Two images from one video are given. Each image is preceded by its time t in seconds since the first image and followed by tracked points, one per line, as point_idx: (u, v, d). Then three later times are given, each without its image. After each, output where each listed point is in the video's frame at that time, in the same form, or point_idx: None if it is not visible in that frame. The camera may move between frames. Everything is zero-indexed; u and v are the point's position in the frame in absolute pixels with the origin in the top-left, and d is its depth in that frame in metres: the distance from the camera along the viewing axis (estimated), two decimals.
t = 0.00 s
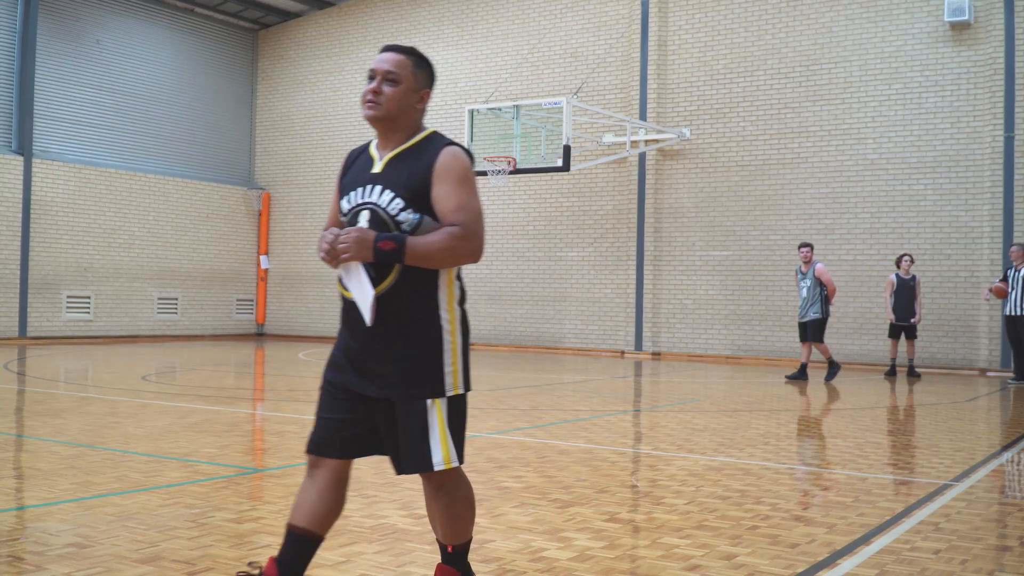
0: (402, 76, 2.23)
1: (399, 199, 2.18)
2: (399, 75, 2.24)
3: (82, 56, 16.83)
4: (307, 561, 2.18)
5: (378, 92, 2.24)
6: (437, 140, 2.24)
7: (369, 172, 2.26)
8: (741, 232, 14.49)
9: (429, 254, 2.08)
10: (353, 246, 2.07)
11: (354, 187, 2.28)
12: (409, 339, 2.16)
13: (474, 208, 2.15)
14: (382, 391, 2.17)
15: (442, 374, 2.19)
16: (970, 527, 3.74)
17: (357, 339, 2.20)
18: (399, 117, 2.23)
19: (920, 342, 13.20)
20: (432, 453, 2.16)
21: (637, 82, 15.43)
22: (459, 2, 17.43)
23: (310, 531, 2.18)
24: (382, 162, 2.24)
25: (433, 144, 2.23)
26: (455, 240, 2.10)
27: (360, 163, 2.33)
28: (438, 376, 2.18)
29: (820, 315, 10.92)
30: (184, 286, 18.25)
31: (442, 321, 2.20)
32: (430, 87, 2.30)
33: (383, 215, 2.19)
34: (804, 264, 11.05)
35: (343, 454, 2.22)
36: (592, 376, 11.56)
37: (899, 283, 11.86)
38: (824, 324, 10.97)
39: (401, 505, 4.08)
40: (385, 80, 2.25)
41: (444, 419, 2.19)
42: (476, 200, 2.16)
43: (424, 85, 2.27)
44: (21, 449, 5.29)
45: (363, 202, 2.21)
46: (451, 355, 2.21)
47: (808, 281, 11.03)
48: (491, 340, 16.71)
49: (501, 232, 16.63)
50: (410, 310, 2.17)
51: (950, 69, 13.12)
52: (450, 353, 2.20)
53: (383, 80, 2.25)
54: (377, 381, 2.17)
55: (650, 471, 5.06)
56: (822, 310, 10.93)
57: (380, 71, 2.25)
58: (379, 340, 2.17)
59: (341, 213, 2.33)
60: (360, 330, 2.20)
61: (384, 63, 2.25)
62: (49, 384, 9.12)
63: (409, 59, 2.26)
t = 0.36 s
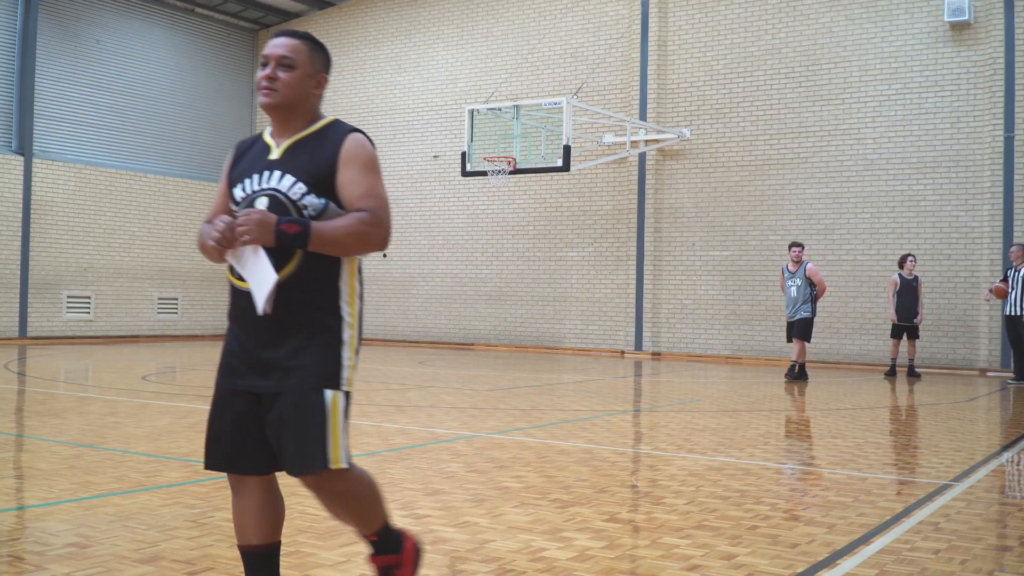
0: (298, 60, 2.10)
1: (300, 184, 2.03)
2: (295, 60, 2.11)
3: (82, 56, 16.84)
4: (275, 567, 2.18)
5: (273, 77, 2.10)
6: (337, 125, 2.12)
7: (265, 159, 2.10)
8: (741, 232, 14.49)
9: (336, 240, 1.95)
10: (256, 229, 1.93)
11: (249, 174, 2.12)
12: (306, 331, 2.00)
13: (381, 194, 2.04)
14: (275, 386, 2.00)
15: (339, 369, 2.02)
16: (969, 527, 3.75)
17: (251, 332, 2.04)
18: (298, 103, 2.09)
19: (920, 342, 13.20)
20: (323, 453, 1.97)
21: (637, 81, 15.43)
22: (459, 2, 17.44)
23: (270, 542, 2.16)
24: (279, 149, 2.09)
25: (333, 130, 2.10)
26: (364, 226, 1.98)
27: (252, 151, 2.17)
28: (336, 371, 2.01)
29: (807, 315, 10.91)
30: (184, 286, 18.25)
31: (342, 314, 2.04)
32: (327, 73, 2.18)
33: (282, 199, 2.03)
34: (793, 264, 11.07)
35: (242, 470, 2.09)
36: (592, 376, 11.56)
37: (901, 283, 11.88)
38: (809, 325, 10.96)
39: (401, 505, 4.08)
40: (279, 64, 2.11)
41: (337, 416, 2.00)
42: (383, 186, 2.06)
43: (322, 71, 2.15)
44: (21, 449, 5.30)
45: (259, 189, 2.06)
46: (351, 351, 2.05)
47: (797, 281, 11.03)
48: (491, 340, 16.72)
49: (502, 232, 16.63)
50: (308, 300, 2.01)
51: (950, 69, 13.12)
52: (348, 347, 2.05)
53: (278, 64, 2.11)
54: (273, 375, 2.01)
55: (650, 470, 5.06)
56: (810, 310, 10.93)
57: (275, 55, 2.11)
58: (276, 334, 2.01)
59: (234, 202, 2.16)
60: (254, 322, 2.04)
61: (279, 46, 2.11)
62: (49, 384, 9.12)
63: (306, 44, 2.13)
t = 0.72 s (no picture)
0: (216, 44, 1.95)
1: (219, 176, 1.88)
2: (212, 44, 1.96)
3: (83, 56, 16.84)
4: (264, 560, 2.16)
5: (189, 63, 1.94)
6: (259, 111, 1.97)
7: (182, 151, 1.95)
8: (742, 231, 14.49)
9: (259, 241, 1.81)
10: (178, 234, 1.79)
11: (164, 167, 1.96)
12: (223, 332, 1.84)
13: (309, 184, 1.90)
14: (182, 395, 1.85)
15: (254, 375, 1.86)
16: (970, 527, 3.74)
17: (165, 337, 1.89)
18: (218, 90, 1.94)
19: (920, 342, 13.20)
20: (209, 470, 1.83)
21: (637, 81, 15.43)
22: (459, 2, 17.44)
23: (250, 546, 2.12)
24: (197, 139, 1.94)
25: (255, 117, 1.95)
26: (292, 221, 1.83)
27: (168, 142, 2.01)
28: (252, 377, 1.86)
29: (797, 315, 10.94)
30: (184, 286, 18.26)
31: (263, 317, 1.88)
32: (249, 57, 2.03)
33: (200, 194, 1.88)
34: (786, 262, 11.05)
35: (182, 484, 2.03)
36: (592, 376, 11.56)
37: (908, 284, 11.87)
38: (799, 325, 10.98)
39: (401, 505, 4.08)
40: (196, 48, 1.96)
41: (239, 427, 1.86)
42: (311, 174, 1.92)
43: (243, 55, 2.00)
44: (21, 449, 5.30)
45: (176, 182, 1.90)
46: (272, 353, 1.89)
47: (787, 280, 11.04)
48: (491, 340, 16.73)
49: (502, 232, 16.63)
50: (226, 299, 1.85)
51: (949, 69, 13.12)
52: (268, 351, 1.88)
53: (194, 49, 1.95)
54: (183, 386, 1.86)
55: (650, 471, 5.06)
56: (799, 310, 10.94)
57: (191, 40, 1.95)
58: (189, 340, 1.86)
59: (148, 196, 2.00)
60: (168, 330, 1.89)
61: (196, 30, 1.96)
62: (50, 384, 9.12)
63: (224, 26, 1.97)
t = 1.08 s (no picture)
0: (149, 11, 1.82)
1: (125, 148, 1.74)
2: (147, 11, 1.82)
3: (83, 57, 16.83)
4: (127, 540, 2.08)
5: (120, 30, 1.82)
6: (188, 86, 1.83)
7: (102, 121, 1.82)
8: (742, 231, 14.49)
9: (146, 217, 1.65)
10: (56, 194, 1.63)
11: (85, 136, 1.84)
12: (121, 323, 1.71)
13: (218, 165, 1.74)
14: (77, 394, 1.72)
15: (153, 378, 1.72)
16: (969, 528, 3.74)
17: (62, 323, 1.76)
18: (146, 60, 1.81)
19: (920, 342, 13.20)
20: (110, 481, 1.70)
21: (637, 81, 15.44)
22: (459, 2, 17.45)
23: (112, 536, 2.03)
24: (118, 110, 1.81)
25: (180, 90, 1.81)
26: (186, 202, 1.68)
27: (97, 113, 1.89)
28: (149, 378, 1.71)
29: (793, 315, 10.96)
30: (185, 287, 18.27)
31: (162, 313, 1.73)
32: (191, 31, 1.90)
33: (104, 165, 1.75)
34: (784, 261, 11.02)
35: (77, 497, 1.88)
36: (592, 376, 11.57)
37: (911, 285, 11.84)
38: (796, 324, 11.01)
39: (401, 504, 4.08)
40: (129, 15, 1.83)
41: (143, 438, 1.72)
42: (223, 154, 1.75)
43: (180, 27, 1.86)
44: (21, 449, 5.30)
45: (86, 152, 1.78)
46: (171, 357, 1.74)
47: (784, 279, 11.04)
48: (491, 340, 16.73)
49: (502, 232, 16.63)
50: (122, 288, 1.71)
51: (949, 69, 13.13)
52: (169, 354, 1.74)
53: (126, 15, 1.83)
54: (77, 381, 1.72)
55: (650, 471, 5.06)
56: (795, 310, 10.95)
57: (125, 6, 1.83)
58: (84, 327, 1.72)
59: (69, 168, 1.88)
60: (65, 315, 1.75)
61: None
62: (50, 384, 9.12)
63: None
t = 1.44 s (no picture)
0: None
1: (20, 152, 1.61)
2: None
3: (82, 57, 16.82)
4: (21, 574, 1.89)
5: None
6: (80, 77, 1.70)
7: None
8: (741, 231, 14.49)
9: (59, 226, 1.55)
10: None
11: None
12: (36, 335, 1.60)
13: (124, 165, 1.64)
14: None
15: (81, 389, 1.64)
16: (969, 527, 3.74)
17: None
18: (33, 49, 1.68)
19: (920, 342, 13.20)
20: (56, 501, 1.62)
21: (637, 81, 15.43)
22: (459, 2, 17.45)
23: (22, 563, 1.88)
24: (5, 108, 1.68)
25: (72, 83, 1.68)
26: (98, 208, 1.58)
27: None
28: (75, 391, 1.63)
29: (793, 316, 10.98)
30: (185, 287, 18.26)
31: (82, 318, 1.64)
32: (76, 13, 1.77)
33: None
34: (782, 262, 10.96)
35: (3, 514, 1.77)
36: (592, 376, 11.56)
37: (911, 285, 11.81)
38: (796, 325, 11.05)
39: (401, 505, 4.08)
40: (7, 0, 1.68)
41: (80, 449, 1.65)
42: (129, 152, 1.65)
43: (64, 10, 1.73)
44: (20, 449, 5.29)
45: None
46: (96, 365, 1.66)
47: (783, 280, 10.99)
48: (491, 340, 16.73)
49: (502, 231, 16.63)
50: (40, 296, 1.60)
51: (949, 69, 13.13)
52: (93, 359, 1.66)
53: None
54: None
55: (649, 471, 5.06)
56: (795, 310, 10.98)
57: None
58: None
59: None
60: None
61: None
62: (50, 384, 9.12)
63: None
